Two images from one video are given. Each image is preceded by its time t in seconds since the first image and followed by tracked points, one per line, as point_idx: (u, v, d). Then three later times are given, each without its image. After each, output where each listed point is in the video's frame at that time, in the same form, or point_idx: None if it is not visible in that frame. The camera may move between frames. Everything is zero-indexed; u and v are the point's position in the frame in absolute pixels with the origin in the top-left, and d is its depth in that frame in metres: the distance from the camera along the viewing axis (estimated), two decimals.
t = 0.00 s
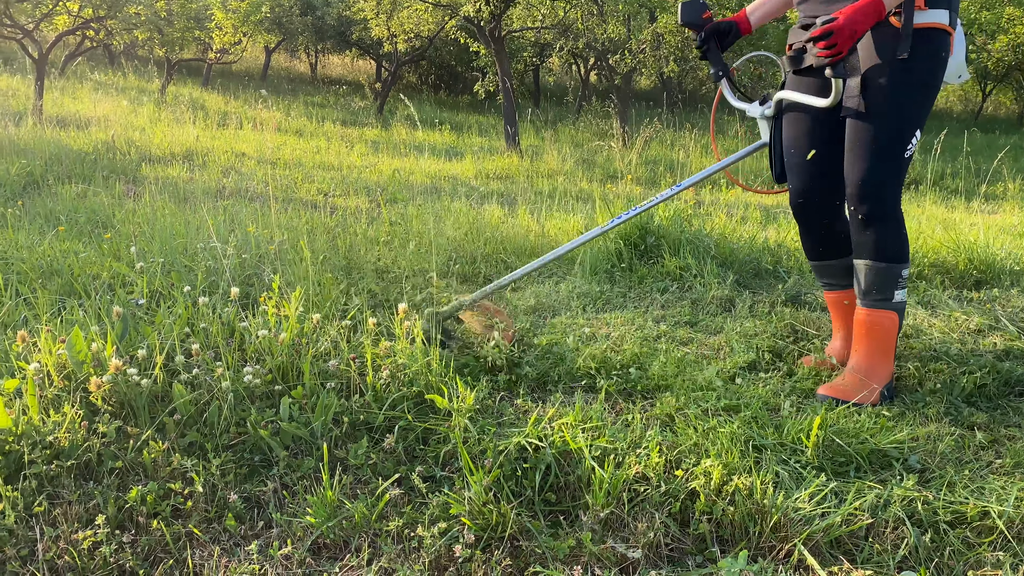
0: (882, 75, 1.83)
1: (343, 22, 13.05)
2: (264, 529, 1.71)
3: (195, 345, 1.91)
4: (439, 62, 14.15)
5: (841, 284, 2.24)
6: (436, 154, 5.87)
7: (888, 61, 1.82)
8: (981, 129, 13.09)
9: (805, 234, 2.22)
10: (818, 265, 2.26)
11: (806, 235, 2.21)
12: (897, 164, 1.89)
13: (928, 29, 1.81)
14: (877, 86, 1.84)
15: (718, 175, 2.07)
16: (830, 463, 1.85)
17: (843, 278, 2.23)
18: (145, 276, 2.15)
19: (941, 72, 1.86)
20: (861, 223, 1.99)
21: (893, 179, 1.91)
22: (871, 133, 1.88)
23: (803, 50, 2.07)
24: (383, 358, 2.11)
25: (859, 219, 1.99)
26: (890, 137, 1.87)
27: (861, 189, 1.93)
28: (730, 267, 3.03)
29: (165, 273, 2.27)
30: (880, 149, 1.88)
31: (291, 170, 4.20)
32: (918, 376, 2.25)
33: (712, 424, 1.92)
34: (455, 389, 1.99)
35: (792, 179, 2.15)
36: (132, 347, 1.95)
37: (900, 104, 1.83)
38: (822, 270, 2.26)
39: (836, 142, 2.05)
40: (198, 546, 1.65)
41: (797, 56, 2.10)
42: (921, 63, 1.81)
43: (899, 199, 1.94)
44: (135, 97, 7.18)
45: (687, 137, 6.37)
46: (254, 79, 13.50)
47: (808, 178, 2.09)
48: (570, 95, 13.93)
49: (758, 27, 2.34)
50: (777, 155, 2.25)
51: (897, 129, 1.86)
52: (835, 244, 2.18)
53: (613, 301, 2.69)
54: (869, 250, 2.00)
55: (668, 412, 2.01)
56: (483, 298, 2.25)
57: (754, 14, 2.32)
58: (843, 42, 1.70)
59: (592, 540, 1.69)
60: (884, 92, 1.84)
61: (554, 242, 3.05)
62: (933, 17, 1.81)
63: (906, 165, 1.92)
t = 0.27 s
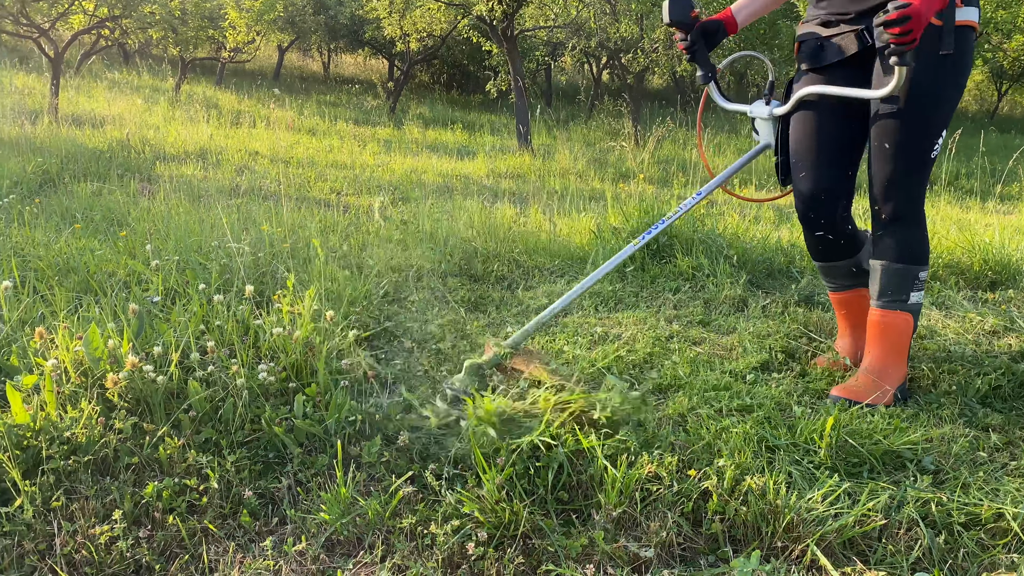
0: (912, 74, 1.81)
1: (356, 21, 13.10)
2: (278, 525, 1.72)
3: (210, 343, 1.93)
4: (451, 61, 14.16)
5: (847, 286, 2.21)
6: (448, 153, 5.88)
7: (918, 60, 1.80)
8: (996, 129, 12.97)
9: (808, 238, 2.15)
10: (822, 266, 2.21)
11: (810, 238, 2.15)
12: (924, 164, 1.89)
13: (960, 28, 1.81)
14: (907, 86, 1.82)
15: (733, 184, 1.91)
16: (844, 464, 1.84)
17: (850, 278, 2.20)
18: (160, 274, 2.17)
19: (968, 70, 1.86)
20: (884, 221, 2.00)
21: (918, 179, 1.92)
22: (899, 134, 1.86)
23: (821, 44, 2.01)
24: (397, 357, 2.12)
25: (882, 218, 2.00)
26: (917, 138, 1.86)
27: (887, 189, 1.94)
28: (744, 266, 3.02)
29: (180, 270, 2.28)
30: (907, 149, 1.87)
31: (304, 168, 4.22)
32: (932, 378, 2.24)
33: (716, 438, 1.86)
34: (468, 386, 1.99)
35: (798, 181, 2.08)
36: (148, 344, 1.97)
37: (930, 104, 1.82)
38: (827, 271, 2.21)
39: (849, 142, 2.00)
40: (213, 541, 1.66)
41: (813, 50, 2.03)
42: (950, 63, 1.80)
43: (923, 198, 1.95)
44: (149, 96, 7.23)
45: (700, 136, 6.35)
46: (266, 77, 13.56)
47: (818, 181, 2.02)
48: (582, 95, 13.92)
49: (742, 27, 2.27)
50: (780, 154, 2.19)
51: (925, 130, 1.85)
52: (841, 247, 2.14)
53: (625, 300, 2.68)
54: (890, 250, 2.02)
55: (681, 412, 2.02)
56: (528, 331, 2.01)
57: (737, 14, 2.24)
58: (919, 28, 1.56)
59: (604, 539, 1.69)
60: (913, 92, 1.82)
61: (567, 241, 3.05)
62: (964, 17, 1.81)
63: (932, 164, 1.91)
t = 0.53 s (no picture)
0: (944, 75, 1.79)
1: (371, 19, 13.15)
2: (297, 519, 1.73)
3: (230, 338, 1.95)
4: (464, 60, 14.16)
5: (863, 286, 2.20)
6: (464, 151, 5.89)
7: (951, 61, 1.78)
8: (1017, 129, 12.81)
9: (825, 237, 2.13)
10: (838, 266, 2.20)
11: (828, 238, 2.12)
12: (951, 166, 1.88)
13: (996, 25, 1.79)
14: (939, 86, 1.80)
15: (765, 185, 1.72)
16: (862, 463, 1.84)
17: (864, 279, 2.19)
18: (180, 270, 2.19)
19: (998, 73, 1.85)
20: (907, 223, 2.00)
21: (945, 181, 1.91)
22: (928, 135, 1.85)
23: (850, 42, 1.99)
24: (415, 353, 2.12)
25: (906, 219, 2.00)
26: (947, 140, 1.85)
27: (913, 191, 1.93)
28: (758, 267, 3.02)
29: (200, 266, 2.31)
30: (936, 150, 1.86)
31: (321, 166, 4.24)
32: (952, 379, 2.23)
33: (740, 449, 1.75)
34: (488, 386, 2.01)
35: (819, 178, 2.05)
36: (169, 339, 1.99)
37: (962, 106, 1.81)
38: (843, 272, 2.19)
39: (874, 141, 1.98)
40: (233, 534, 1.68)
41: (840, 48, 2.01)
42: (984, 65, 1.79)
43: (948, 200, 1.95)
44: (167, 93, 7.27)
45: (716, 135, 6.32)
46: (281, 75, 13.65)
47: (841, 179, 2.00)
48: (597, 93, 13.91)
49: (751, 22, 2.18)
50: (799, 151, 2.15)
51: (955, 132, 1.84)
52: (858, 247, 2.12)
53: (642, 299, 2.66)
54: (913, 251, 2.02)
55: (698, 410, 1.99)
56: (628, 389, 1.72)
57: (743, 10, 2.15)
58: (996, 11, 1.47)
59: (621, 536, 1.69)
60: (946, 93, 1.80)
61: (583, 238, 3.05)
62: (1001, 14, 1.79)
63: (959, 166, 1.91)
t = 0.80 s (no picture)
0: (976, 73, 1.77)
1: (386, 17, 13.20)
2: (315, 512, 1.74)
3: (249, 334, 1.97)
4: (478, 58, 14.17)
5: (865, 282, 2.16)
6: (479, 149, 5.90)
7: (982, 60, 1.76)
8: None
9: (833, 232, 2.08)
10: (844, 263, 2.15)
11: (837, 233, 2.07)
12: (978, 168, 1.86)
13: None
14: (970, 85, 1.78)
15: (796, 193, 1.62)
16: (880, 462, 1.83)
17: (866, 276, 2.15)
18: (199, 266, 2.22)
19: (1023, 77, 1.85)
20: (930, 225, 1.96)
21: (969, 183, 1.88)
22: (957, 134, 1.82)
23: (872, 35, 1.91)
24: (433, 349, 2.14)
25: (927, 220, 1.96)
26: (975, 140, 1.82)
27: (938, 192, 1.89)
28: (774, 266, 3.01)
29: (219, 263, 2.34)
30: (963, 150, 1.83)
31: (336, 163, 4.26)
32: (972, 379, 2.21)
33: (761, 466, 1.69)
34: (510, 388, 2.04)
35: (835, 172, 2.00)
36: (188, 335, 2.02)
37: (992, 106, 1.78)
38: (849, 268, 2.15)
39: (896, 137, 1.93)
40: (252, 527, 1.69)
41: (863, 41, 1.93)
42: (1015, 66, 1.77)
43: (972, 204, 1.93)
44: (184, 90, 7.33)
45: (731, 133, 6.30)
46: (296, 73, 13.73)
47: (860, 175, 1.94)
48: (612, 91, 13.88)
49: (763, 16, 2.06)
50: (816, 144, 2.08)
51: (983, 132, 1.82)
52: (866, 244, 2.08)
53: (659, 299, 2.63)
54: (935, 254, 1.99)
55: (716, 409, 1.97)
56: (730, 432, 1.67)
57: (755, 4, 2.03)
58: None
59: (638, 534, 1.69)
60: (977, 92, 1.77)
61: (599, 236, 3.05)
62: None
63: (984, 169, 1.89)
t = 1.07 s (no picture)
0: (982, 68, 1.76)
1: (407, 14, 13.25)
2: (339, 505, 1.76)
3: (273, 328, 1.99)
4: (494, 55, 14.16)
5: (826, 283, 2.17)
6: (499, 146, 5.92)
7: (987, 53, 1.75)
8: None
9: (813, 223, 2.08)
10: (811, 257, 2.17)
11: (820, 225, 2.06)
12: (991, 167, 1.83)
13: None
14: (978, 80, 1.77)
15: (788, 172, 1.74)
16: (905, 462, 1.84)
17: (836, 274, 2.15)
18: (224, 260, 2.25)
19: None
20: (945, 226, 1.95)
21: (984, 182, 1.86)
22: (966, 131, 1.80)
23: (877, 26, 1.90)
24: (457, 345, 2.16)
25: (943, 223, 1.95)
26: (986, 138, 1.80)
27: (952, 192, 1.89)
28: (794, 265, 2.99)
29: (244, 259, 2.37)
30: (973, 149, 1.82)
31: (357, 159, 4.28)
32: (999, 379, 2.19)
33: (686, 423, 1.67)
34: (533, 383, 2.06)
35: (824, 163, 1.99)
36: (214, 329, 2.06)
37: (1002, 101, 1.76)
38: (815, 263, 2.16)
39: (892, 129, 1.92)
40: (277, 519, 1.71)
41: (867, 32, 1.92)
42: (1021, 59, 1.74)
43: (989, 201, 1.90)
44: (206, 87, 7.39)
45: (752, 131, 6.27)
46: (316, 70, 13.80)
47: (849, 165, 1.93)
48: (632, 88, 13.83)
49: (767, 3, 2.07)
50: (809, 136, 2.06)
51: (993, 129, 1.80)
52: (844, 238, 2.07)
53: (680, 294, 2.65)
54: (952, 255, 1.98)
55: (738, 406, 2.00)
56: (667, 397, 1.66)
57: None
58: None
59: (662, 530, 1.70)
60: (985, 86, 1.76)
61: (621, 233, 3.05)
62: None
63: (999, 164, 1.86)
